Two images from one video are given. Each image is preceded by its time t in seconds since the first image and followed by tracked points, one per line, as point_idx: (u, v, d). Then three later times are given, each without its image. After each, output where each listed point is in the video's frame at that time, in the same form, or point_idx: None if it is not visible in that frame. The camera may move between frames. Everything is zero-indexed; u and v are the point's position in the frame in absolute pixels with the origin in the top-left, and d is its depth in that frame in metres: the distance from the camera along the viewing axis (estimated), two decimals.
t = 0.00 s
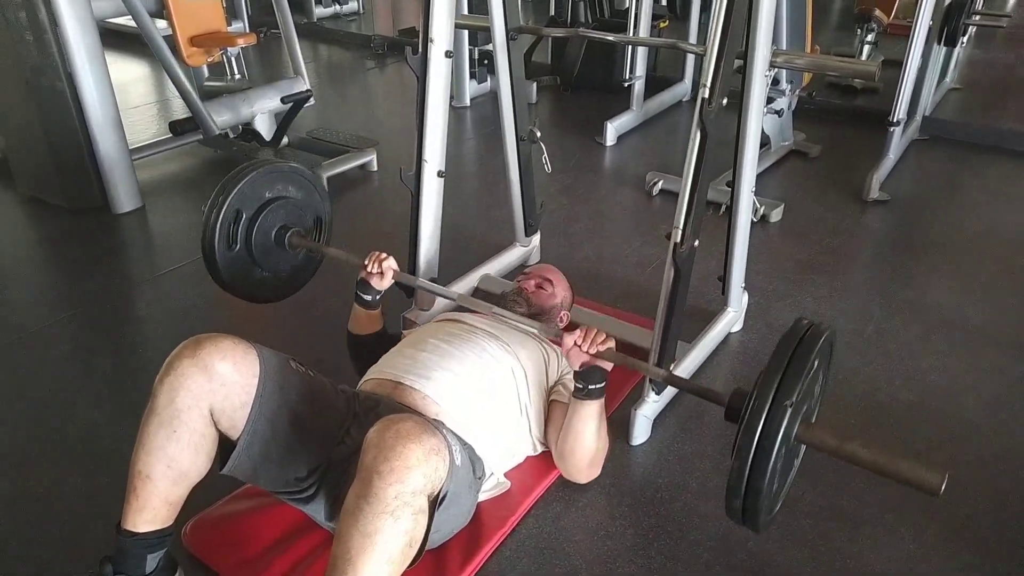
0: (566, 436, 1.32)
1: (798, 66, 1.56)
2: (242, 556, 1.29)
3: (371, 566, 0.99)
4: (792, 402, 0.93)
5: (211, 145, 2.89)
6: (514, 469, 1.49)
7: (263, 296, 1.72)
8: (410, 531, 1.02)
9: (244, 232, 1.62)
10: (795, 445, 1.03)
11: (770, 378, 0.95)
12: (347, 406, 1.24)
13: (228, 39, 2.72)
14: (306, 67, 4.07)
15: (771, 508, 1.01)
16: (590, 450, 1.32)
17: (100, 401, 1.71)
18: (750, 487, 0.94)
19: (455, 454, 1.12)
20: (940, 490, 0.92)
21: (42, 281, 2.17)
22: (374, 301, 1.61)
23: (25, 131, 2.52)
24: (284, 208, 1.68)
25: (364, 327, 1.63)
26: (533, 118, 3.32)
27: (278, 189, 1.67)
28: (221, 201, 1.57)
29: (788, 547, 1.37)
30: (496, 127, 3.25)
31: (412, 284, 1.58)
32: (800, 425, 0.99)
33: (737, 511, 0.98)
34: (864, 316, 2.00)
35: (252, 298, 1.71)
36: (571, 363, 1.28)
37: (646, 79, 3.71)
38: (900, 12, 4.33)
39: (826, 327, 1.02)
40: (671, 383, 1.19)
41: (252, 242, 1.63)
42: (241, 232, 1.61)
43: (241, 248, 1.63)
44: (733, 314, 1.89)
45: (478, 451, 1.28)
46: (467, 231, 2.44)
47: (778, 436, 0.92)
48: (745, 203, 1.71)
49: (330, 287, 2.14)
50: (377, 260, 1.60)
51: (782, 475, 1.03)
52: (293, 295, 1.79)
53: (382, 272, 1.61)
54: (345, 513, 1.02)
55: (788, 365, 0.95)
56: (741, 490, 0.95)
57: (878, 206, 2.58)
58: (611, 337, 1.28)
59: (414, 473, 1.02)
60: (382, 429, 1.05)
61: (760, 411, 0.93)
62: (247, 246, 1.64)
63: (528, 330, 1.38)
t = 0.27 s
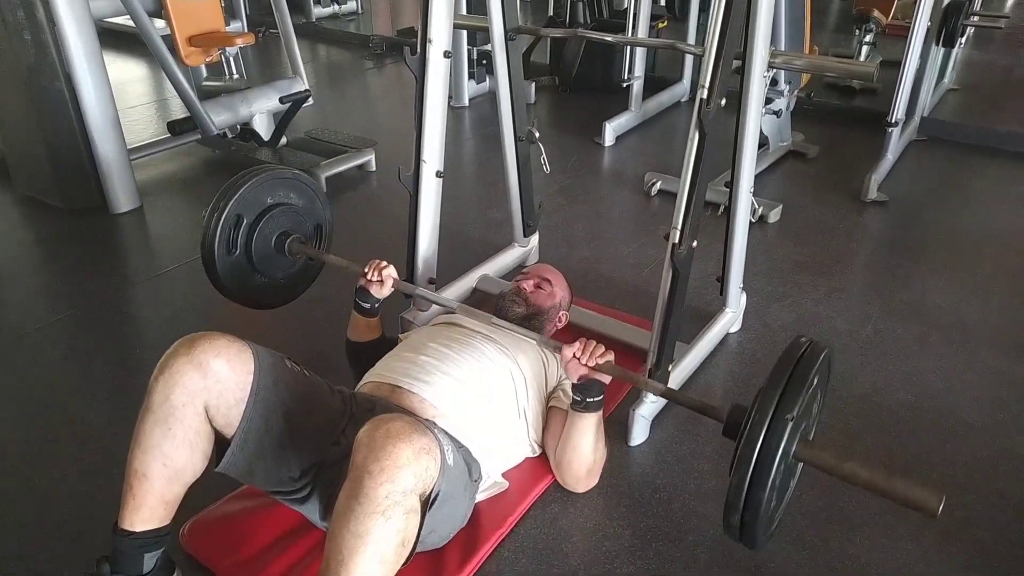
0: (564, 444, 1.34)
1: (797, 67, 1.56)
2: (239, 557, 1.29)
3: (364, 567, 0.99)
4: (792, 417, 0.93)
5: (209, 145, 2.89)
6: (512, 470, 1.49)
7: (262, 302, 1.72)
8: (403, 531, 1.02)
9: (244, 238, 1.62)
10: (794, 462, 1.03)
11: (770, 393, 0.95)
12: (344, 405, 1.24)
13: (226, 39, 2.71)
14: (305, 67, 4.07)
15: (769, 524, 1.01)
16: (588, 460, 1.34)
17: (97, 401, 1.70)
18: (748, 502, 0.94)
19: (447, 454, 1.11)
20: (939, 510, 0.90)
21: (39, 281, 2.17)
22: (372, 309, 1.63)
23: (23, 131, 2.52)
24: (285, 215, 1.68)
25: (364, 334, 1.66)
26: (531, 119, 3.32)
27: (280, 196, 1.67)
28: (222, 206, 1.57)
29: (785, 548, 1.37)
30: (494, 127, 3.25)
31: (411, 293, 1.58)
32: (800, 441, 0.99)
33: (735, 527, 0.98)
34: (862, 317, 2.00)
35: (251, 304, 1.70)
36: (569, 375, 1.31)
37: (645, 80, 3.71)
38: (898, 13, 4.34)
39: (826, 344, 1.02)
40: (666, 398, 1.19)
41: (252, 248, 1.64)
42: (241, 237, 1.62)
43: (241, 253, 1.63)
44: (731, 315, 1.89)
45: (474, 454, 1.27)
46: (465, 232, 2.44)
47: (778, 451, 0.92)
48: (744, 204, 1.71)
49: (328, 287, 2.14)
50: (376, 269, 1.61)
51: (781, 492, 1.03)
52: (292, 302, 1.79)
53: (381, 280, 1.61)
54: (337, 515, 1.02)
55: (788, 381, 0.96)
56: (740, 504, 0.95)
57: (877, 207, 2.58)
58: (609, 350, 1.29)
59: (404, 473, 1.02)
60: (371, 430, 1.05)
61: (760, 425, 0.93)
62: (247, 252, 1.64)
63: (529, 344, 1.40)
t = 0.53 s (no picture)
0: (563, 444, 1.35)
1: (794, 66, 1.56)
2: (238, 556, 1.29)
3: (364, 566, 0.99)
4: (787, 419, 0.93)
5: (207, 144, 2.89)
6: (511, 468, 1.49)
7: (260, 302, 1.72)
8: (404, 531, 1.02)
9: (242, 238, 1.62)
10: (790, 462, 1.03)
11: (766, 395, 0.95)
12: (343, 405, 1.23)
13: (223, 39, 2.71)
14: (302, 66, 4.06)
15: (766, 524, 1.01)
16: (587, 460, 1.35)
17: (95, 402, 1.70)
18: (744, 504, 0.94)
19: (449, 453, 1.11)
20: (937, 513, 0.90)
21: (37, 281, 2.17)
22: (370, 309, 1.64)
23: (20, 131, 2.51)
24: (282, 215, 1.68)
25: (360, 334, 1.66)
26: (529, 117, 3.32)
27: (278, 196, 1.66)
28: (219, 207, 1.56)
29: (784, 546, 1.37)
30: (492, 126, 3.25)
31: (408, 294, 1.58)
32: (797, 443, 0.99)
33: (731, 527, 0.98)
34: (860, 314, 2.00)
35: (248, 303, 1.70)
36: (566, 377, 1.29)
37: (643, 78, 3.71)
38: (896, 11, 4.34)
39: (823, 344, 1.02)
40: (664, 399, 1.18)
41: (249, 248, 1.63)
42: (239, 237, 1.61)
43: (239, 253, 1.63)
44: (730, 313, 1.89)
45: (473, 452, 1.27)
46: (463, 231, 2.44)
47: (774, 454, 0.92)
48: (742, 202, 1.71)
49: (326, 286, 2.14)
50: (373, 270, 1.60)
51: (778, 492, 1.03)
52: (289, 301, 1.79)
53: (379, 281, 1.60)
54: (338, 514, 1.02)
55: (784, 383, 0.96)
56: (735, 506, 0.95)
57: (874, 205, 2.58)
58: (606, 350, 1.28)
59: (406, 473, 1.01)
60: (374, 429, 1.05)
61: (755, 427, 0.93)
62: (244, 252, 1.64)
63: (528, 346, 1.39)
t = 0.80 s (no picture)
0: (561, 443, 1.36)
1: (794, 64, 1.56)
2: (236, 557, 1.29)
3: (366, 566, 0.99)
4: (780, 420, 0.93)
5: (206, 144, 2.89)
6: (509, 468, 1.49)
7: (260, 300, 1.73)
8: (405, 530, 1.02)
9: (239, 238, 1.62)
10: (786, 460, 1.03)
11: (760, 395, 0.95)
12: (342, 407, 1.23)
13: (222, 39, 2.71)
14: (301, 66, 4.06)
15: (761, 523, 1.02)
16: (584, 457, 1.36)
17: (94, 402, 1.70)
18: (738, 504, 0.95)
19: (449, 452, 1.11)
20: (932, 510, 0.91)
21: (36, 282, 2.17)
22: (368, 307, 1.64)
23: (19, 131, 2.51)
24: (279, 213, 1.67)
25: (358, 332, 1.67)
26: (529, 117, 3.31)
27: (273, 194, 1.66)
28: (214, 208, 1.56)
29: (783, 545, 1.37)
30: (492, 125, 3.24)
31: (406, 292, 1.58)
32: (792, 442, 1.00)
33: (727, 526, 0.99)
34: (860, 313, 2.00)
35: (249, 302, 1.71)
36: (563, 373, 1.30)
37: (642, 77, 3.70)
38: (895, 9, 4.34)
39: (817, 344, 1.02)
40: (661, 396, 1.19)
41: (247, 248, 1.64)
42: (236, 238, 1.62)
43: (236, 254, 1.63)
44: (729, 312, 1.89)
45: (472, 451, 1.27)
46: (463, 231, 2.44)
47: (767, 454, 0.93)
48: (741, 201, 1.71)
49: (326, 286, 2.14)
50: (371, 268, 1.59)
51: (773, 491, 1.04)
52: (289, 299, 1.80)
53: (376, 279, 1.60)
54: (339, 513, 1.02)
55: (778, 383, 0.96)
56: (730, 506, 0.96)
57: (874, 204, 2.58)
58: (603, 347, 1.29)
59: (407, 472, 1.01)
60: (375, 428, 1.05)
61: (748, 428, 0.94)
62: (242, 252, 1.64)
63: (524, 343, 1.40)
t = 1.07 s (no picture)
0: (567, 420, 1.30)
1: (792, 60, 1.55)
2: (235, 553, 1.29)
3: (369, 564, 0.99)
4: (792, 388, 0.92)
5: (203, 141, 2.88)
6: (508, 465, 1.49)
7: (265, 274, 1.73)
8: (408, 529, 1.02)
9: (241, 212, 1.62)
10: (796, 426, 1.04)
11: (771, 363, 0.94)
12: (343, 405, 1.22)
13: (220, 35, 2.70)
14: (299, 63, 4.05)
15: (771, 490, 1.02)
16: (593, 431, 1.29)
17: (92, 401, 1.70)
18: (748, 472, 0.95)
19: (453, 451, 1.11)
20: (945, 474, 0.91)
21: (33, 279, 2.16)
22: (373, 279, 1.60)
23: (16, 128, 2.50)
24: (280, 185, 1.66)
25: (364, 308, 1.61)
26: (526, 113, 3.31)
27: (273, 166, 1.65)
28: (215, 181, 1.55)
29: (781, 542, 1.37)
30: (490, 122, 3.24)
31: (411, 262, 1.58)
32: (803, 408, 0.99)
33: (737, 493, 0.99)
34: (858, 310, 2.00)
35: (253, 275, 1.71)
36: (570, 344, 1.28)
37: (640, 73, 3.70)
38: (893, 6, 4.34)
39: (829, 311, 1.01)
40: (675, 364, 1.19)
41: (250, 221, 1.63)
42: (238, 212, 1.61)
43: (239, 228, 1.63)
44: (727, 308, 1.89)
45: (474, 449, 1.27)
46: (461, 228, 2.44)
47: (778, 422, 0.92)
48: (739, 197, 1.70)
49: (324, 284, 2.14)
50: (375, 239, 1.60)
51: (782, 458, 1.04)
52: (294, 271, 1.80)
53: (381, 250, 1.60)
54: (342, 511, 1.02)
55: (789, 351, 0.95)
56: (740, 474, 0.96)
57: (872, 200, 2.58)
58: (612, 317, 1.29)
59: (412, 472, 1.01)
60: (380, 426, 1.05)
61: (760, 398, 0.92)
62: (245, 225, 1.63)
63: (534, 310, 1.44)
